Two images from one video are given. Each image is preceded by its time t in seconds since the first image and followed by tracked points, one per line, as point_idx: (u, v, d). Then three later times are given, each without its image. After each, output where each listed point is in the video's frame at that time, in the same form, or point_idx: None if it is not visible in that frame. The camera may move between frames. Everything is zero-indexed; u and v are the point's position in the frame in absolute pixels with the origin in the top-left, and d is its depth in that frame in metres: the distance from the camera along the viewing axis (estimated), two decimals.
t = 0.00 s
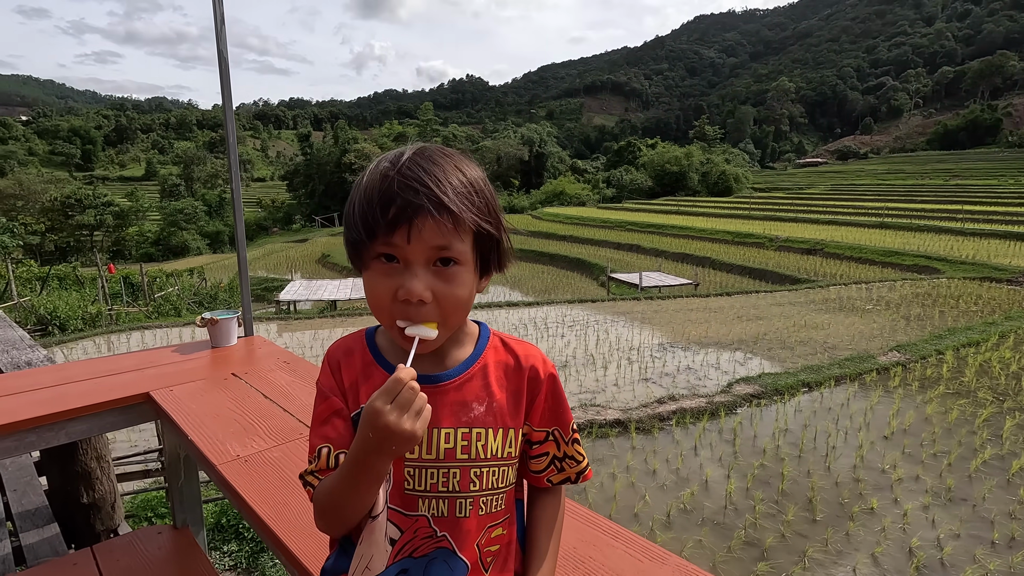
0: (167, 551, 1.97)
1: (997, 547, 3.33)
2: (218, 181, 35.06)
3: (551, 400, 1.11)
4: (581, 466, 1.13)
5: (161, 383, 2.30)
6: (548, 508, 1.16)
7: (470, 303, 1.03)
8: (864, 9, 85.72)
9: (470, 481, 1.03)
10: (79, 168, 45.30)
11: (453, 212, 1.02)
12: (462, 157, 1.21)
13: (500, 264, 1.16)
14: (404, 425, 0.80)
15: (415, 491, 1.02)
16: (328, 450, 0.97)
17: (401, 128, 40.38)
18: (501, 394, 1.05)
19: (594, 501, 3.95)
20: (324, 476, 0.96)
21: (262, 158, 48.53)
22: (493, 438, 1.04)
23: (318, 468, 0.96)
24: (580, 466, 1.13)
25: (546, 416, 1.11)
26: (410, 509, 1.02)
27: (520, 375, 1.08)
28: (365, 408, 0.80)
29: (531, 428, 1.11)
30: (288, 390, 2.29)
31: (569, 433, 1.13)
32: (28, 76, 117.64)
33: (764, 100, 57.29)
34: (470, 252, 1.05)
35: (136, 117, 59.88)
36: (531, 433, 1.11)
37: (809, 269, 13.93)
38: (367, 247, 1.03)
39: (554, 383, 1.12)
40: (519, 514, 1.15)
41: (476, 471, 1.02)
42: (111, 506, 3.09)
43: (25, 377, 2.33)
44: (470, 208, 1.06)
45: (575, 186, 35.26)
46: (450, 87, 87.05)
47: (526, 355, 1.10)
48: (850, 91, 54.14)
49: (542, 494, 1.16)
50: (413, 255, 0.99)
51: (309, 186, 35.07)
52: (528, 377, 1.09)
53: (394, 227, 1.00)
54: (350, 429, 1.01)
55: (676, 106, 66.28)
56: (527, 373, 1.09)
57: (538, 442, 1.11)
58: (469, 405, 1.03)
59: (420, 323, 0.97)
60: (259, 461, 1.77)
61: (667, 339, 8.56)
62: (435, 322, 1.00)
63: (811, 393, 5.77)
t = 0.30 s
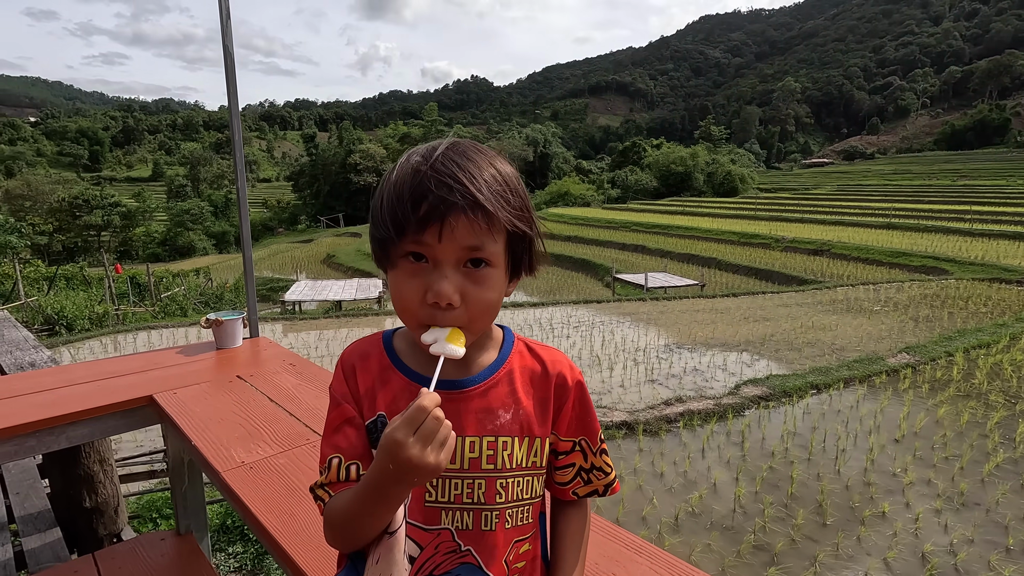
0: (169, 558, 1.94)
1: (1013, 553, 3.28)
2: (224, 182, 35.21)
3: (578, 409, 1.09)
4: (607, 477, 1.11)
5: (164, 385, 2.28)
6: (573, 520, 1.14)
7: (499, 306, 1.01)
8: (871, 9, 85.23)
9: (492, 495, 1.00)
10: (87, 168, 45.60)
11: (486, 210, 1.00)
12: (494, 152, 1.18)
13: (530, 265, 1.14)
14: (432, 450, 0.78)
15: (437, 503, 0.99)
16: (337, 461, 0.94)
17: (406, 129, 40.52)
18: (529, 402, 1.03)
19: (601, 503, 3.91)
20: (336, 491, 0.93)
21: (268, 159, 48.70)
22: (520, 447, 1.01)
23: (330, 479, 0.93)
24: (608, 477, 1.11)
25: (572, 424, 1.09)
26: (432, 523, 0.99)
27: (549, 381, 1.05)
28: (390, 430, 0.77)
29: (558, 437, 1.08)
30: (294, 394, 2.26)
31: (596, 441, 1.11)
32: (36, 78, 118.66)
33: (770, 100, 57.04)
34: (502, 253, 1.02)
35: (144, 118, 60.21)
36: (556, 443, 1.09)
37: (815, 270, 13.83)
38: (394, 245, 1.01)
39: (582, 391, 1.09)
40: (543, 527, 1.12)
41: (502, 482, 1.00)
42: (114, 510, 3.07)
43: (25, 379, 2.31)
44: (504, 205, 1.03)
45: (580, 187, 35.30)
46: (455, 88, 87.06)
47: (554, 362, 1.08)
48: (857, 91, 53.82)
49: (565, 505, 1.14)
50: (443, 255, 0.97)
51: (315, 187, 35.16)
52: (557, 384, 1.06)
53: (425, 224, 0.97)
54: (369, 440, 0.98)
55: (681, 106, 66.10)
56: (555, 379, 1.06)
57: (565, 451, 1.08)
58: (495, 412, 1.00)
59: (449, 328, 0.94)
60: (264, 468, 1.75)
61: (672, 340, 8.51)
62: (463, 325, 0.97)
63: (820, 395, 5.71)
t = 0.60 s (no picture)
0: (172, 565, 1.92)
1: None
2: (230, 184, 35.37)
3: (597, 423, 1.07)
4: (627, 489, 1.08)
5: (167, 392, 2.27)
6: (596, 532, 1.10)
7: (522, 315, 1.00)
8: (877, 10, 84.92)
9: (509, 509, 0.98)
10: (95, 170, 45.95)
11: (507, 213, 0.98)
12: (507, 154, 1.17)
13: (548, 271, 1.13)
14: (464, 474, 0.77)
15: (453, 522, 0.97)
16: (346, 482, 0.93)
17: (411, 131, 40.66)
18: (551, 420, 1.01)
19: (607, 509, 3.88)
20: (346, 515, 0.93)
21: (273, 161, 48.95)
22: (541, 464, 0.99)
23: (339, 502, 0.93)
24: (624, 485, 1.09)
25: (591, 436, 1.07)
26: (451, 546, 0.98)
27: (570, 394, 1.04)
28: (419, 454, 0.76)
29: (576, 450, 1.06)
30: (297, 400, 2.26)
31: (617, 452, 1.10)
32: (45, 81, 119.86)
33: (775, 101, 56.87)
34: (522, 258, 1.01)
35: (151, 121, 60.64)
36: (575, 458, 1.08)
37: (821, 272, 13.77)
38: (411, 252, 0.99)
39: (602, 401, 1.08)
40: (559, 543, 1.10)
41: (522, 500, 0.98)
42: (116, 516, 3.06)
43: (22, 385, 2.29)
44: (523, 209, 1.01)
45: (584, 188, 35.33)
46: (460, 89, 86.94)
47: (571, 370, 1.06)
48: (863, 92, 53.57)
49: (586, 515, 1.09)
50: (463, 262, 0.95)
51: (320, 188, 35.28)
52: (577, 395, 1.04)
53: (442, 229, 0.95)
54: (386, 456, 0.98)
55: (686, 108, 65.98)
56: (576, 390, 1.05)
57: (580, 466, 1.07)
58: (514, 426, 0.98)
59: (471, 339, 0.93)
60: (265, 478, 1.73)
61: (678, 343, 8.46)
62: (485, 333, 0.96)
63: (827, 399, 5.66)
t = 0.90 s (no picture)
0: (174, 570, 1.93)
1: None
2: (234, 186, 35.52)
3: (597, 432, 0.98)
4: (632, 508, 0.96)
5: (170, 395, 2.27)
6: (601, 552, 0.96)
7: (529, 322, 0.99)
8: (882, 11, 84.66)
9: (504, 515, 0.98)
10: (101, 173, 46.28)
11: (513, 218, 0.97)
12: (516, 157, 1.16)
13: (556, 277, 1.12)
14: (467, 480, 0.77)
15: (447, 528, 0.97)
16: (340, 484, 0.94)
17: (415, 133, 40.73)
18: (546, 425, 0.99)
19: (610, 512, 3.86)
20: (339, 513, 0.95)
21: (278, 163, 49.11)
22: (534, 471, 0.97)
23: (332, 500, 0.95)
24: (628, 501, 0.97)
25: (587, 450, 0.97)
26: (438, 553, 0.97)
27: (569, 400, 1.01)
28: (415, 460, 0.77)
29: (570, 464, 0.98)
30: (300, 404, 2.25)
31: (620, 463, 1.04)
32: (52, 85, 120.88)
33: (779, 103, 56.73)
34: (529, 263, 0.99)
35: (157, 124, 61.01)
36: (569, 471, 0.98)
37: (827, 274, 13.71)
38: (415, 255, 0.98)
39: (603, 405, 1.01)
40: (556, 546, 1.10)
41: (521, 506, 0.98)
42: (118, 520, 3.06)
43: (27, 388, 2.31)
44: (531, 213, 1.00)
45: (588, 191, 35.36)
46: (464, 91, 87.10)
47: (570, 374, 1.04)
48: (868, 94, 53.38)
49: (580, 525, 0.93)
50: (468, 266, 0.94)
51: (324, 190, 35.38)
52: (573, 399, 1.00)
53: (447, 234, 0.95)
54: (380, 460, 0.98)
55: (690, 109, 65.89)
56: (572, 395, 1.01)
57: (575, 484, 0.97)
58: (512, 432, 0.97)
59: (477, 347, 0.92)
60: (266, 484, 1.72)
61: (682, 345, 8.43)
62: (490, 339, 0.95)
63: (833, 402, 5.62)
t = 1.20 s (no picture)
0: (179, 570, 1.93)
1: None
2: (238, 187, 35.62)
3: (589, 441, 0.99)
4: (621, 517, 0.96)
5: (173, 397, 2.28)
6: (586, 556, 0.95)
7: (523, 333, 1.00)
8: (886, 12, 84.39)
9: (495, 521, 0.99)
10: (106, 174, 46.51)
11: (505, 230, 0.98)
12: (515, 165, 1.18)
13: (552, 287, 1.14)
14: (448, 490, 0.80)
15: (444, 531, 0.98)
16: (338, 488, 0.97)
17: (418, 135, 40.87)
18: (540, 431, 1.00)
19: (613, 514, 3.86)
20: (339, 515, 0.97)
21: (281, 165, 49.23)
22: (525, 475, 0.98)
23: (332, 504, 0.96)
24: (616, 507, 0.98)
25: (580, 458, 0.97)
26: (432, 555, 0.99)
27: (563, 407, 1.02)
28: (399, 469, 0.79)
29: (562, 470, 0.98)
30: (303, 406, 2.26)
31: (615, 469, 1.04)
32: (57, 87, 121.70)
33: (782, 104, 56.63)
34: (524, 273, 1.00)
35: (161, 126, 61.26)
36: (560, 477, 0.98)
37: (831, 275, 13.67)
38: (411, 265, 1.00)
39: (597, 413, 1.01)
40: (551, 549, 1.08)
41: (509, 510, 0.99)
42: (124, 520, 3.06)
43: (33, 390, 2.32)
44: (525, 224, 1.01)
45: (591, 192, 35.35)
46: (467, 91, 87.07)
47: (564, 381, 1.04)
48: (872, 94, 53.20)
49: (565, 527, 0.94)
50: (462, 277, 0.95)
51: (327, 191, 35.47)
52: (565, 405, 1.01)
53: (442, 245, 0.95)
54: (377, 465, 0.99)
55: (693, 110, 65.83)
56: (565, 400, 1.02)
57: (565, 490, 0.97)
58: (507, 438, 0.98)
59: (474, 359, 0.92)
60: (271, 486, 1.73)
61: (685, 346, 8.42)
62: (484, 350, 0.96)
63: (835, 404, 5.61)
